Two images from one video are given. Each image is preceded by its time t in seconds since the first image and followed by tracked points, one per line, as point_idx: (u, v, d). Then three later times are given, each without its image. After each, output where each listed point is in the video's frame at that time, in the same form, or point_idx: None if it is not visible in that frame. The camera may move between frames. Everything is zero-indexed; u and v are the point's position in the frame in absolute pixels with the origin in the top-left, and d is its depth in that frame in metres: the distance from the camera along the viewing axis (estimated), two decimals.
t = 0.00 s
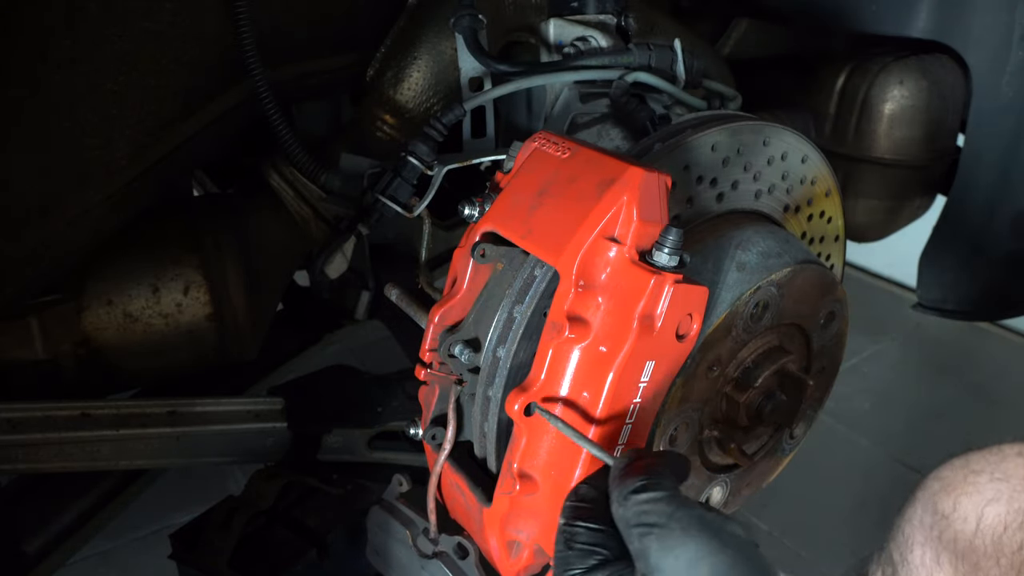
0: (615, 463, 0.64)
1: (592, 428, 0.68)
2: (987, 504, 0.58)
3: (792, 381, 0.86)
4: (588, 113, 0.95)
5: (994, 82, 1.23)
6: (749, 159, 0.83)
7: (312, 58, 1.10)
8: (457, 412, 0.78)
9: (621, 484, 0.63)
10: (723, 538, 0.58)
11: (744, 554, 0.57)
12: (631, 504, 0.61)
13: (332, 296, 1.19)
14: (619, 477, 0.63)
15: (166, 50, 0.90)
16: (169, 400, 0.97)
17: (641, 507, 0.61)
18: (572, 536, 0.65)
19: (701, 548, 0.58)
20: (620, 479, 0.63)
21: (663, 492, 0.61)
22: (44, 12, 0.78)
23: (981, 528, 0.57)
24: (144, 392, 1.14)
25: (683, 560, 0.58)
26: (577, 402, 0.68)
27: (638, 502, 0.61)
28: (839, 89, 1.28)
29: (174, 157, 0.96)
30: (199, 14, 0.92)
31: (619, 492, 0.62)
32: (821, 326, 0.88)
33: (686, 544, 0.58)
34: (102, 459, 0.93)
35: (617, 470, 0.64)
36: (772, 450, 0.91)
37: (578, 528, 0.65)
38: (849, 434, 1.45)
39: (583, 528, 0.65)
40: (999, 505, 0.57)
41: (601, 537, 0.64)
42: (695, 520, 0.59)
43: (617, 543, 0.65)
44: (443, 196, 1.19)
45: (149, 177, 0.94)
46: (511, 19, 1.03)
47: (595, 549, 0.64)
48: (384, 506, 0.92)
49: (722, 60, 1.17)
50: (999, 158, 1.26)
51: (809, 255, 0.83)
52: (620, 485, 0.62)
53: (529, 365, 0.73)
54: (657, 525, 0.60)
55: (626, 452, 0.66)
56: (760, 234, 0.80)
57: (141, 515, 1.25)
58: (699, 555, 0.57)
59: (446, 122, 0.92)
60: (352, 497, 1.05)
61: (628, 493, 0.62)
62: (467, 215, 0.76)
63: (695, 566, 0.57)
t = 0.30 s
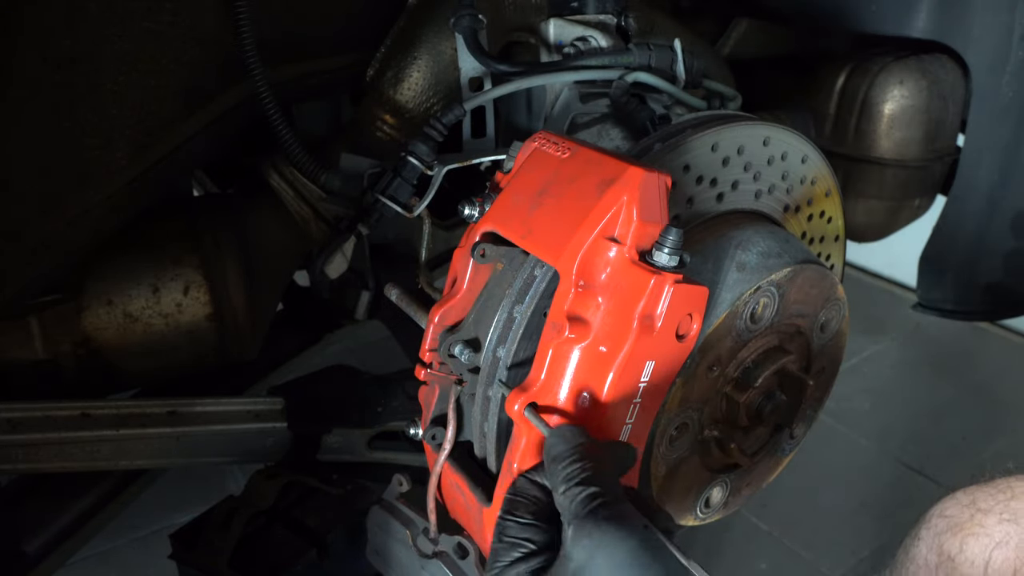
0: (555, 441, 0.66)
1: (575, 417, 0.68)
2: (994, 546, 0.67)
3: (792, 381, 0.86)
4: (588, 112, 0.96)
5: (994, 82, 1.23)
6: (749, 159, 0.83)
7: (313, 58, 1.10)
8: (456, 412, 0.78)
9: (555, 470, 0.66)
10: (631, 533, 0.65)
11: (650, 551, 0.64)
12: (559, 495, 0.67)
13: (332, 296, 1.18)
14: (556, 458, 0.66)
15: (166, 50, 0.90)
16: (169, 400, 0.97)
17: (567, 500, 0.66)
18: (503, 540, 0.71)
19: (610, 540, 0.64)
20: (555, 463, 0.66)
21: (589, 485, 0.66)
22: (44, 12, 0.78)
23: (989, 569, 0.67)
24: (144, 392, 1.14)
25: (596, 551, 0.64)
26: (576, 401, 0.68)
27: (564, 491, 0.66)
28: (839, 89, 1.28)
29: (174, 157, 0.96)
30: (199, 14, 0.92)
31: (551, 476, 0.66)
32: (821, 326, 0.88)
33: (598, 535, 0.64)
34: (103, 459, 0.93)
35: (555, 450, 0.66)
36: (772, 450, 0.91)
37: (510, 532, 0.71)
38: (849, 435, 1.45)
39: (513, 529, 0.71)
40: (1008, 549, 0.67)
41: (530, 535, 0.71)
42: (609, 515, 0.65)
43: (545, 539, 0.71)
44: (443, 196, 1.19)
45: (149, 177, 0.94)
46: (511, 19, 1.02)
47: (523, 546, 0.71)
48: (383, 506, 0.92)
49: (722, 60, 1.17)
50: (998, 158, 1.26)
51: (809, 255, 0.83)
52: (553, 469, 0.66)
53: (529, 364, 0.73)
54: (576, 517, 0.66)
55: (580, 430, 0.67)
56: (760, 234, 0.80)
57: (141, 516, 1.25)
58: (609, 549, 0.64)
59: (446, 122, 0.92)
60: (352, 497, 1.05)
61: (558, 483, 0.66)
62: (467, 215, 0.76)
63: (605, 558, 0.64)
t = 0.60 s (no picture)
0: (537, 404, 0.67)
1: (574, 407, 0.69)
2: (963, 477, 0.69)
3: (792, 380, 0.86)
4: (588, 112, 0.96)
5: (994, 82, 1.22)
6: (749, 159, 0.83)
7: (313, 59, 1.10)
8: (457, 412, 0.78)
9: (535, 430, 0.66)
10: (609, 491, 0.63)
11: (627, 514, 0.62)
12: (537, 453, 0.66)
13: (333, 296, 1.18)
14: (537, 417, 0.66)
15: (166, 50, 0.90)
16: (169, 400, 0.97)
17: (545, 456, 0.65)
18: (451, 506, 0.71)
19: (586, 494, 0.62)
20: (536, 425, 0.66)
21: (567, 446, 0.65)
22: (44, 12, 0.78)
23: (958, 497, 0.68)
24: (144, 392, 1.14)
25: (573, 505, 0.63)
26: (576, 402, 0.69)
27: (540, 452, 0.66)
28: (839, 89, 1.29)
29: (174, 157, 0.96)
30: (199, 14, 0.92)
31: (530, 436, 0.66)
32: (821, 326, 0.88)
33: (575, 488, 0.63)
34: (103, 459, 0.93)
35: (537, 411, 0.66)
36: (772, 451, 0.91)
37: (458, 500, 0.71)
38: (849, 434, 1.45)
39: (461, 497, 0.71)
40: (975, 479, 0.68)
41: (475, 506, 0.71)
42: (585, 473, 0.64)
43: (491, 513, 0.71)
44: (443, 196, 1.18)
45: (149, 177, 0.94)
46: (511, 19, 1.02)
47: (469, 514, 0.70)
48: (383, 506, 0.91)
49: (722, 60, 1.17)
50: (998, 158, 1.26)
51: (809, 254, 0.83)
52: (532, 429, 0.66)
53: (529, 365, 0.73)
54: (554, 473, 0.65)
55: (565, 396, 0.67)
56: (760, 234, 0.80)
57: (141, 516, 1.25)
58: (584, 507, 0.62)
59: (446, 122, 0.92)
60: (352, 497, 1.05)
61: (535, 440, 0.66)
62: (467, 215, 0.76)
63: (582, 511, 0.62)
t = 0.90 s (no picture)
0: (540, 401, 0.67)
1: (575, 407, 0.69)
2: (959, 443, 1.07)
3: (792, 380, 0.86)
4: (588, 112, 0.96)
5: (994, 82, 1.22)
6: (749, 159, 0.83)
7: (313, 58, 1.10)
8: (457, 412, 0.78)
9: (539, 426, 0.66)
10: (619, 484, 0.63)
11: (638, 506, 0.63)
12: (542, 447, 0.65)
13: (333, 296, 1.18)
14: (540, 413, 0.66)
15: (166, 50, 0.90)
16: (169, 400, 0.97)
17: (552, 450, 0.65)
18: (457, 497, 0.70)
19: (599, 487, 0.62)
20: (540, 421, 0.66)
21: (573, 440, 0.65)
22: (43, 11, 0.78)
23: (954, 459, 1.05)
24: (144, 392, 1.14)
25: (585, 498, 0.62)
26: (576, 402, 0.69)
27: (546, 447, 0.65)
28: (839, 90, 1.29)
29: (175, 157, 0.96)
30: (199, 14, 0.92)
31: (533, 432, 0.66)
32: (821, 326, 0.88)
33: (587, 482, 0.63)
34: (103, 459, 0.93)
35: (539, 407, 0.66)
36: (772, 450, 0.91)
37: (463, 492, 0.70)
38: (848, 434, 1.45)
39: (467, 489, 0.70)
40: (970, 445, 1.06)
41: (482, 498, 0.70)
42: (594, 466, 0.64)
43: (497, 504, 0.70)
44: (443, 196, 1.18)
45: (151, 177, 0.94)
46: (511, 19, 1.02)
47: (477, 506, 0.69)
48: (383, 506, 0.92)
49: (722, 60, 1.17)
50: (998, 158, 1.26)
51: (809, 254, 0.83)
52: (536, 425, 0.66)
53: (529, 365, 0.73)
54: (563, 467, 0.64)
55: (563, 392, 0.68)
56: (760, 234, 0.80)
57: (141, 516, 1.25)
58: (597, 499, 0.62)
59: (446, 122, 0.92)
60: (353, 497, 1.05)
61: (539, 435, 0.65)
62: (467, 215, 0.76)
63: (594, 504, 0.62)
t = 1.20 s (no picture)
0: (538, 396, 0.67)
1: (575, 406, 0.68)
2: (951, 420, 0.81)
3: (792, 381, 0.86)
4: (588, 113, 0.96)
5: (994, 81, 1.23)
6: (749, 159, 0.83)
7: (313, 58, 1.10)
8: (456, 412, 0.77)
9: (536, 420, 0.65)
10: (612, 480, 0.62)
11: (630, 502, 0.61)
12: (537, 440, 0.64)
13: (333, 296, 1.18)
14: (537, 408, 0.66)
15: (166, 50, 0.90)
16: (169, 400, 0.97)
17: (547, 443, 0.64)
18: (452, 484, 0.67)
19: (591, 480, 0.61)
20: (537, 415, 0.66)
21: (569, 435, 0.64)
22: (44, 12, 0.78)
23: (945, 435, 0.81)
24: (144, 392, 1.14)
25: (576, 490, 0.61)
26: (576, 402, 0.69)
27: (541, 440, 0.64)
28: (839, 89, 1.29)
29: (175, 157, 0.96)
30: (199, 15, 0.92)
31: (530, 426, 0.66)
32: (821, 326, 0.88)
33: (579, 473, 0.61)
34: (103, 459, 0.93)
35: (537, 402, 0.66)
36: (773, 450, 0.91)
37: (459, 480, 0.68)
38: (848, 434, 1.45)
39: (464, 478, 0.68)
40: (960, 418, 0.81)
41: (475, 486, 0.67)
42: (588, 460, 0.63)
43: (491, 495, 0.68)
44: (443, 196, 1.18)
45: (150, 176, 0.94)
46: (511, 20, 1.02)
47: (470, 495, 0.67)
48: (383, 506, 0.92)
49: (722, 59, 1.17)
50: (998, 158, 1.26)
51: (809, 254, 0.83)
52: (533, 419, 0.66)
53: (529, 365, 0.73)
54: (557, 459, 0.63)
55: (563, 391, 0.68)
56: (760, 234, 0.80)
57: (141, 516, 1.25)
58: (590, 491, 0.61)
59: (446, 122, 0.92)
60: (353, 497, 1.05)
61: (536, 428, 0.65)
62: (467, 215, 0.76)
63: (585, 496, 0.60)
